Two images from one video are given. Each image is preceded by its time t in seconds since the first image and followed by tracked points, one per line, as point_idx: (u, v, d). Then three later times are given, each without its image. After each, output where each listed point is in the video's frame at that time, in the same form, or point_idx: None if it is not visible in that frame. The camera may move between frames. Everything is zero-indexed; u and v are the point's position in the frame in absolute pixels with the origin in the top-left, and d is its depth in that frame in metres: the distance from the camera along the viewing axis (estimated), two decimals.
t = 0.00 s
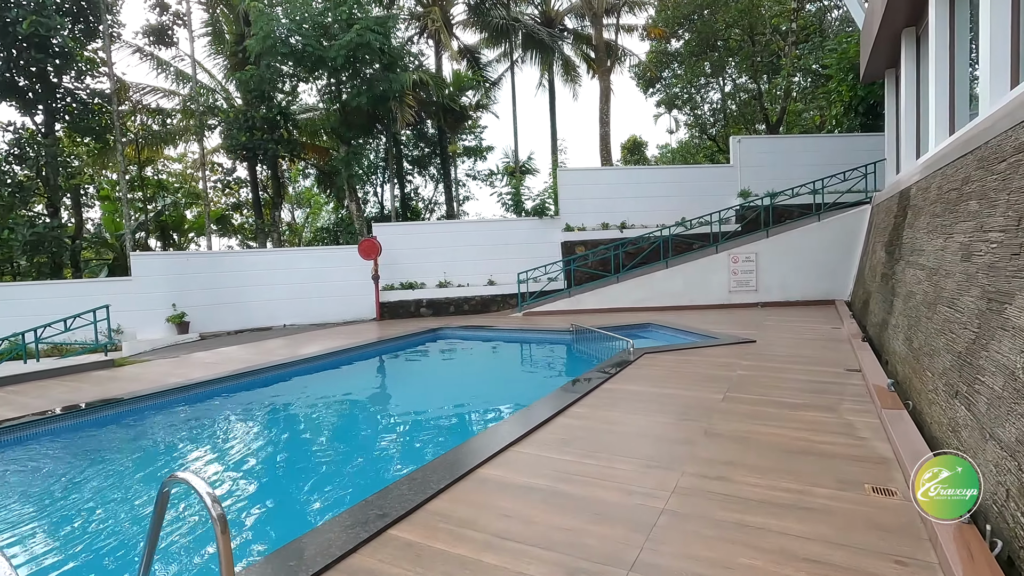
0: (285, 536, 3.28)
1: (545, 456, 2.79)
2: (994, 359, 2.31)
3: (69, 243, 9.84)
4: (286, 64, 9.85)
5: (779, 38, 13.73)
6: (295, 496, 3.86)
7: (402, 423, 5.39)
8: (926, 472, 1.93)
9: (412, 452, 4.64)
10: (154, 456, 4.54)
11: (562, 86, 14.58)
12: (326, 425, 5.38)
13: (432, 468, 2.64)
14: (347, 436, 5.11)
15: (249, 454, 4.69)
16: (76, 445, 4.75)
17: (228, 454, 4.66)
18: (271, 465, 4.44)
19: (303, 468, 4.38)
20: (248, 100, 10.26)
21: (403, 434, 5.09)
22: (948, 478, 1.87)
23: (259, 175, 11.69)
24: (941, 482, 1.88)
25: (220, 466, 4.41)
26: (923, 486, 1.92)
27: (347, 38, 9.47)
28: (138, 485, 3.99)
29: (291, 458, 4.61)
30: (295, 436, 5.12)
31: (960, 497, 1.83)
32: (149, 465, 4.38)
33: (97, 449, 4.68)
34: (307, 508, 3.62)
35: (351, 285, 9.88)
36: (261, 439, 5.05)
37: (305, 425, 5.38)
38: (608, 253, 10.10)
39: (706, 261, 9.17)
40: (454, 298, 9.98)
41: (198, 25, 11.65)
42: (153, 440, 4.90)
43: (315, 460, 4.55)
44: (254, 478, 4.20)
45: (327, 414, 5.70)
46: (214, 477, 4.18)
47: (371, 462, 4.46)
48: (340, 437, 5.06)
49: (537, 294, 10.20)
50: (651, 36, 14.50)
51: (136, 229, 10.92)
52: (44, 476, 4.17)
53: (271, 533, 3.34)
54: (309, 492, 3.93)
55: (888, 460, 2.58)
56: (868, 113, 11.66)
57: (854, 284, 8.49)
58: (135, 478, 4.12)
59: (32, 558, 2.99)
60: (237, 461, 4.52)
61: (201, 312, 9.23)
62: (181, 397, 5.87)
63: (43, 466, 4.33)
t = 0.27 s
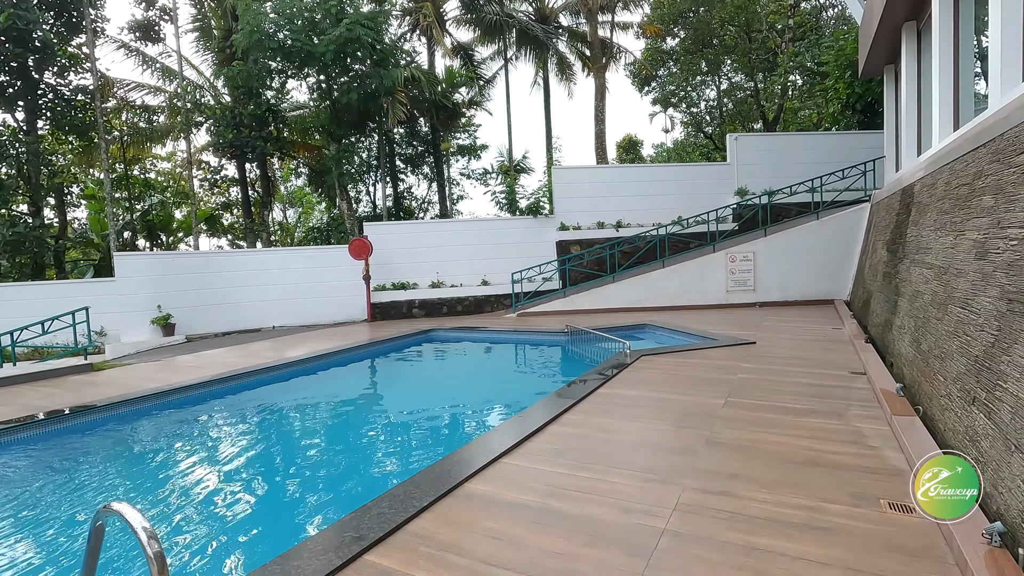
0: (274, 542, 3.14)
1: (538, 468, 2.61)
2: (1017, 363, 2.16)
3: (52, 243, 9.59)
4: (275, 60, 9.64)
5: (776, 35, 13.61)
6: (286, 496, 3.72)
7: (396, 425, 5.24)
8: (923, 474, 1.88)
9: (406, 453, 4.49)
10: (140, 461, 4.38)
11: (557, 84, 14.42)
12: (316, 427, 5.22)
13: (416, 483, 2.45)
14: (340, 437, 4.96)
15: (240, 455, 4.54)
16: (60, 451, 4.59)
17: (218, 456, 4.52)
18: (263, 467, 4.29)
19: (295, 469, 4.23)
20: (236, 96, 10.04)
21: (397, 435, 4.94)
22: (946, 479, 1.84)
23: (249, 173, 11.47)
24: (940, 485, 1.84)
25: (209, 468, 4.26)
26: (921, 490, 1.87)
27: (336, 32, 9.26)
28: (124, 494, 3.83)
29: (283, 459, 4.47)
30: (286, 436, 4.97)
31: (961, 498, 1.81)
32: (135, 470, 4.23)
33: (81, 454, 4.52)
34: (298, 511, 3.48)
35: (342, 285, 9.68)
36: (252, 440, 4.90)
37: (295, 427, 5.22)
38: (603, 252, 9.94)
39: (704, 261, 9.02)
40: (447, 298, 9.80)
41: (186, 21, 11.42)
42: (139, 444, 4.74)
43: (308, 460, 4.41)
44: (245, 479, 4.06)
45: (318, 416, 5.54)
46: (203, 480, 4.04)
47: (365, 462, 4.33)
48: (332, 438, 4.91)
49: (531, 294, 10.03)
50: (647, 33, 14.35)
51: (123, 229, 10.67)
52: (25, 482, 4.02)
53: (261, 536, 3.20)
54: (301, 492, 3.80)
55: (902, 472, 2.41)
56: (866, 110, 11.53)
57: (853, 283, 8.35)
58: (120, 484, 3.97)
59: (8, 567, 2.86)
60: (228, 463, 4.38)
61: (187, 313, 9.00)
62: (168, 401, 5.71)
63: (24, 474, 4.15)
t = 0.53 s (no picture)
0: (263, 558, 3.01)
1: (526, 485, 2.44)
2: None
3: (36, 243, 9.38)
4: (265, 56, 9.46)
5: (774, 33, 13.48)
6: (278, 506, 3.60)
7: (391, 429, 5.11)
8: (926, 472, 2.12)
9: (401, 459, 4.36)
10: (132, 472, 4.26)
11: (553, 81, 14.25)
12: (309, 432, 5.08)
13: (395, 504, 2.27)
14: (333, 443, 4.81)
15: (233, 463, 4.43)
16: (48, 459, 4.48)
17: (212, 464, 4.40)
18: (258, 475, 4.18)
19: (288, 477, 4.11)
20: (226, 93, 9.84)
21: (392, 441, 4.80)
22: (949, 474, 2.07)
23: (239, 172, 11.27)
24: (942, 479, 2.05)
25: (202, 477, 4.15)
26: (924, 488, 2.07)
27: (326, 28, 9.05)
28: (117, 506, 3.72)
29: (279, 465, 4.36)
30: (280, 442, 4.84)
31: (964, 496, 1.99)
32: (126, 480, 4.12)
33: (69, 462, 4.41)
34: (293, 522, 3.37)
35: (334, 286, 9.50)
36: (246, 447, 4.77)
37: (288, 432, 5.08)
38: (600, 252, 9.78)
39: (702, 261, 8.87)
40: (440, 299, 9.63)
41: (175, 17, 11.21)
42: (129, 453, 4.63)
43: (303, 467, 4.29)
44: (238, 489, 3.95)
45: (310, 421, 5.39)
46: (195, 490, 3.93)
47: (360, 470, 4.19)
48: (326, 444, 4.78)
49: (527, 295, 9.87)
50: (644, 31, 14.20)
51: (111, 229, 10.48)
52: (13, 494, 3.91)
53: (255, 549, 3.09)
54: (294, 501, 3.68)
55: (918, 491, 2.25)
56: (866, 109, 11.39)
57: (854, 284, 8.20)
58: (110, 495, 3.87)
59: None
60: (221, 471, 4.27)
61: (174, 315, 8.81)
62: (157, 407, 5.57)
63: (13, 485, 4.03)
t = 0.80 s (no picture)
0: (248, 563, 2.85)
1: (506, 502, 2.24)
2: None
3: (20, 241, 9.18)
4: (254, 51, 9.27)
5: (774, 29, 13.31)
6: (270, 508, 3.49)
7: (384, 429, 4.97)
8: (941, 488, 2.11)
9: (393, 459, 4.22)
10: (120, 472, 4.14)
11: (550, 78, 14.07)
12: (300, 432, 4.94)
13: (362, 524, 2.08)
14: (324, 444, 4.65)
15: (224, 464, 4.28)
16: (32, 461, 4.34)
17: (202, 465, 4.26)
18: (249, 475, 4.05)
19: (278, 477, 3.97)
20: (214, 89, 9.63)
21: (385, 441, 4.63)
22: (948, 475, 2.15)
23: (230, 169, 11.08)
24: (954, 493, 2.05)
25: (191, 477, 4.03)
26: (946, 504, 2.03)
27: (315, 20, 8.83)
28: (103, 507, 3.59)
29: (270, 465, 4.23)
30: (271, 442, 4.71)
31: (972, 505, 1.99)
32: (112, 482, 3.98)
33: (54, 464, 4.28)
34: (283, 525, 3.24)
35: (324, 285, 9.32)
36: (237, 448, 4.62)
37: (278, 432, 4.94)
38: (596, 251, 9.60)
39: (699, 259, 8.69)
40: (433, 299, 9.45)
41: (163, 11, 11.01)
42: (116, 454, 4.48)
43: (295, 467, 4.17)
44: (227, 490, 3.81)
45: (300, 421, 5.25)
46: (183, 492, 3.78)
47: (351, 472, 4.03)
48: (317, 444, 4.64)
49: (521, 294, 9.70)
50: (643, 27, 14.02)
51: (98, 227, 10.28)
52: None
53: (244, 552, 2.97)
54: (283, 503, 3.54)
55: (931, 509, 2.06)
56: (866, 105, 11.21)
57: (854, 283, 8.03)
58: (94, 497, 3.73)
59: None
60: (211, 472, 4.12)
61: (160, 315, 8.61)
62: (144, 408, 5.41)
63: None
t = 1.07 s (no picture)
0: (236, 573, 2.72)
1: (485, 528, 2.06)
2: None
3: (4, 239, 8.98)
4: (243, 45, 9.06)
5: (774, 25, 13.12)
6: (263, 512, 3.37)
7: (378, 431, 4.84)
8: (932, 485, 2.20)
9: (387, 462, 4.09)
10: (107, 476, 4.00)
11: (547, 75, 13.87)
12: (291, 434, 4.81)
13: (328, 554, 1.90)
14: (317, 447, 4.51)
15: (215, 467, 4.14)
16: (17, 465, 4.20)
17: (193, 468, 4.12)
18: (240, 478, 3.92)
19: (271, 480, 3.85)
20: (203, 84, 9.45)
21: (379, 444, 4.49)
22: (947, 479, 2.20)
23: (220, 166, 10.88)
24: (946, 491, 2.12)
25: (182, 480, 3.90)
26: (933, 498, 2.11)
27: (305, 14, 8.65)
28: (88, 512, 3.46)
29: (262, 468, 4.10)
30: (263, 444, 4.57)
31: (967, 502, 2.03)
32: (99, 486, 3.84)
33: (40, 467, 4.15)
34: (274, 530, 3.12)
35: (315, 285, 9.14)
36: (229, 450, 4.49)
37: (269, 434, 4.81)
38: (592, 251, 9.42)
39: (698, 260, 8.51)
40: (427, 299, 9.28)
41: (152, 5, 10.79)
42: (104, 458, 4.34)
43: (287, 470, 4.04)
44: (219, 493, 3.69)
45: (292, 423, 5.11)
46: (172, 496, 3.66)
47: (346, 475, 3.90)
48: (310, 446, 4.51)
49: (516, 295, 9.52)
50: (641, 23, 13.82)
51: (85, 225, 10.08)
52: None
53: (234, 560, 2.85)
54: (276, 507, 3.43)
55: (948, 537, 1.89)
56: (868, 103, 11.03)
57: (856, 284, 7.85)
58: (81, 502, 3.59)
59: None
60: (202, 475, 3.99)
61: (147, 315, 8.42)
62: (132, 411, 5.25)
63: None
